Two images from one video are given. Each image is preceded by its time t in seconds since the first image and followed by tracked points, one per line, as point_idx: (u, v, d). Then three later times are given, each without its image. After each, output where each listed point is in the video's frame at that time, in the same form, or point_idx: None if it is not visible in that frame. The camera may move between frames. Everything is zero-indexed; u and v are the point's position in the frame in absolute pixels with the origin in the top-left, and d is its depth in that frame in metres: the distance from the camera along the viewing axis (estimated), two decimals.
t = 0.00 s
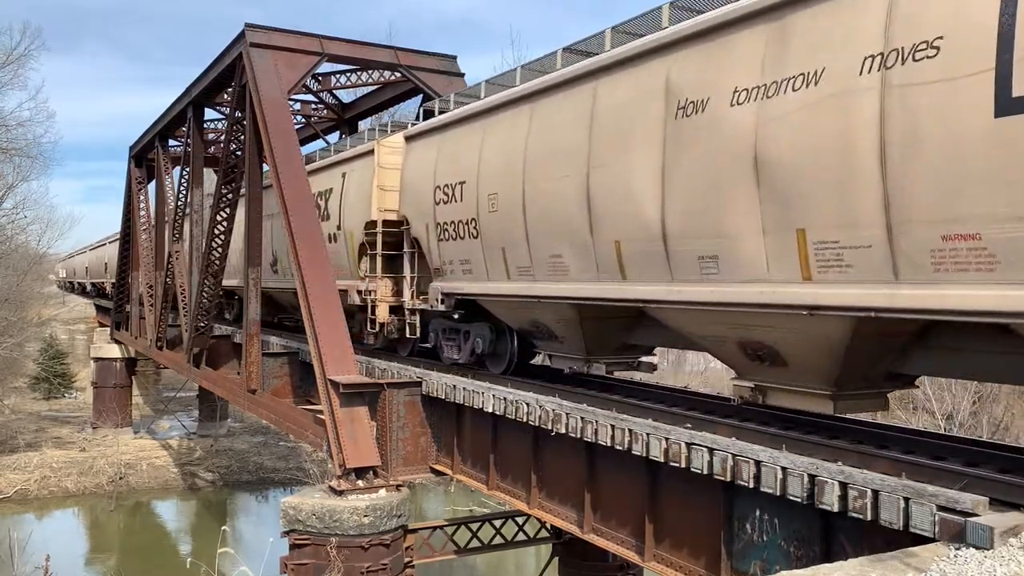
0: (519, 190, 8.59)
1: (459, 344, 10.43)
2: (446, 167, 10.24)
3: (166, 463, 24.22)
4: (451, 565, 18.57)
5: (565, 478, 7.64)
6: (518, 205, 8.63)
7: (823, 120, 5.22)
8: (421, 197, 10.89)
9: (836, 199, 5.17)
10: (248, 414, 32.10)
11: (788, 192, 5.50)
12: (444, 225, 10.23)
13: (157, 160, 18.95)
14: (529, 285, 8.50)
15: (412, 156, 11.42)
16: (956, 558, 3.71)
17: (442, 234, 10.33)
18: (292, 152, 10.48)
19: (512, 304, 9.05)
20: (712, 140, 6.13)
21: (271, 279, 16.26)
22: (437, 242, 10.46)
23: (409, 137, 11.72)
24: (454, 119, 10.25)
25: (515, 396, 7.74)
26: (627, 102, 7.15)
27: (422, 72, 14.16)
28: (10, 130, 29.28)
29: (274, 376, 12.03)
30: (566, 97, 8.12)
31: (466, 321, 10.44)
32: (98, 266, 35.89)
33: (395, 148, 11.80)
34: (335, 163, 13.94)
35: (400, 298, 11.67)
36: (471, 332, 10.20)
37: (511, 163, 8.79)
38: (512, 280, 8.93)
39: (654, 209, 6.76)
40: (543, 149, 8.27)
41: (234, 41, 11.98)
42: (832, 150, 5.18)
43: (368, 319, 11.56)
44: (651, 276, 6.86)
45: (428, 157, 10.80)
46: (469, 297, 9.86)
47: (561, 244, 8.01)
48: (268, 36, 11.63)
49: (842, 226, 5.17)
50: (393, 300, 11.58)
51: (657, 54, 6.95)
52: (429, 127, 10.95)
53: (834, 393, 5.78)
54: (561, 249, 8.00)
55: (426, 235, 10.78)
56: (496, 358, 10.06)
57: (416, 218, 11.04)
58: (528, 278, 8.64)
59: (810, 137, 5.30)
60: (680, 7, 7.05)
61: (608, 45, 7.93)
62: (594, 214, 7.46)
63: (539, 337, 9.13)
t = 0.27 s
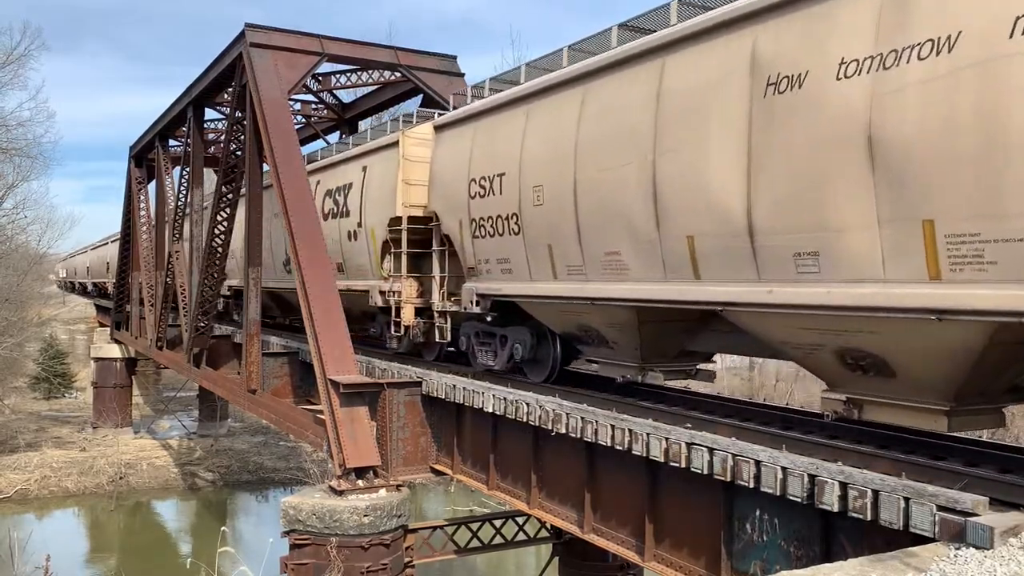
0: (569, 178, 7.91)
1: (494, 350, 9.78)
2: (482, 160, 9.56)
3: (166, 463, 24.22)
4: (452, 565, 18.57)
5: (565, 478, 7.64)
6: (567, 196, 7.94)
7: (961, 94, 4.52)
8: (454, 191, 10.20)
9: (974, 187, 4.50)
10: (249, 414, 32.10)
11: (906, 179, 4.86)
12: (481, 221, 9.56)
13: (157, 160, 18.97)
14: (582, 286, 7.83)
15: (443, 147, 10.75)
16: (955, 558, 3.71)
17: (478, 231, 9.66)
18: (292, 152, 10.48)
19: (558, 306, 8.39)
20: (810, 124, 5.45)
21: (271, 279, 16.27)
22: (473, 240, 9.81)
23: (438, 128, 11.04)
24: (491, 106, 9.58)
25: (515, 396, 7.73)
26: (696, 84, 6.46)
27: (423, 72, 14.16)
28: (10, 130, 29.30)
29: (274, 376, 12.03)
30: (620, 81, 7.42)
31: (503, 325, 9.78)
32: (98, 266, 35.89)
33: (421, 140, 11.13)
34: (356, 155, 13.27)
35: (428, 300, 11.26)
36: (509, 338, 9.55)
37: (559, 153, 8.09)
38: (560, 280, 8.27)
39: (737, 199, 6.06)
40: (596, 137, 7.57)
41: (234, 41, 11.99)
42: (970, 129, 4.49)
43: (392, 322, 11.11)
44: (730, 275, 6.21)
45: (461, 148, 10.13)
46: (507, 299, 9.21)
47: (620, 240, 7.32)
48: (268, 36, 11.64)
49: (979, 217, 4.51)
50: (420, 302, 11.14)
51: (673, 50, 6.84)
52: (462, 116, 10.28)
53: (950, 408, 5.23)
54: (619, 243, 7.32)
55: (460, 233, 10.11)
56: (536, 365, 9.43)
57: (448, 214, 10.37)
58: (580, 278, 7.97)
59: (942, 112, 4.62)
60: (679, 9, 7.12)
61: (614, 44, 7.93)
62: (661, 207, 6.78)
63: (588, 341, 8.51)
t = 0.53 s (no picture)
0: (632, 167, 7.17)
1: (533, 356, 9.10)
2: (524, 150, 8.87)
3: (166, 463, 24.21)
4: (451, 565, 18.57)
5: (565, 479, 7.63)
6: (628, 188, 7.23)
7: None
8: (492, 183, 9.51)
9: None
10: (249, 414, 32.11)
11: None
12: (524, 216, 8.88)
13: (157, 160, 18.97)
14: (645, 287, 7.13)
15: (478, 137, 10.06)
16: (955, 558, 3.71)
17: (520, 227, 8.99)
18: (292, 152, 10.48)
19: (614, 308, 7.74)
20: (938, 101, 4.70)
21: (271, 279, 16.27)
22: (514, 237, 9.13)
23: (472, 117, 10.36)
24: (534, 92, 8.88)
25: (515, 396, 7.73)
26: (785, 62, 5.75)
27: (423, 72, 14.16)
28: (10, 130, 29.29)
29: (274, 376, 12.03)
30: (688, 60, 6.71)
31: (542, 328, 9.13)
32: (98, 266, 35.90)
33: (451, 130, 10.64)
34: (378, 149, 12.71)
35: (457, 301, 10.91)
36: (552, 342, 8.79)
37: (617, 140, 7.38)
38: (618, 279, 7.58)
39: (841, 187, 5.33)
40: (662, 121, 6.86)
41: (234, 41, 11.99)
42: None
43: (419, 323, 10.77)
44: (835, 276, 5.47)
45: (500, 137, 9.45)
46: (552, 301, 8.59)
47: (694, 236, 6.62)
48: (268, 36, 11.63)
49: None
50: (448, 303, 10.81)
51: (698, 43, 6.64)
52: (501, 102, 9.59)
53: None
54: (696, 240, 6.61)
55: (499, 230, 9.45)
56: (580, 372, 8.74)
57: (485, 209, 9.68)
58: (642, 277, 7.27)
59: None
60: (681, 9, 7.12)
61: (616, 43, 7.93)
62: (745, 198, 6.08)
63: (641, 346, 7.90)
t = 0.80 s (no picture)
0: (711, 155, 6.37)
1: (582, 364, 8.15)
2: (574, 137, 8.05)
3: (167, 463, 24.21)
4: (451, 565, 18.58)
5: (565, 479, 7.63)
6: (707, 176, 6.42)
7: None
8: (536, 174, 8.68)
9: None
10: (249, 414, 32.12)
11: None
12: (575, 210, 8.04)
13: (157, 160, 18.96)
14: (726, 289, 6.32)
15: (519, 124, 9.23)
16: (956, 558, 3.71)
17: (569, 222, 8.17)
18: (292, 152, 10.48)
19: (683, 312, 6.90)
20: None
21: (271, 279, 16.29)
22: (562, 233, 8.29)
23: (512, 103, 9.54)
24: (585, 73, 8.07)
25: (515, 396, 7.73)
26: (910, 31, 4.92)
27: (423, 72, 14.16)
28: (10, 130, 29.28)
29: (274, 376, 12.02)
30: (778, 31, 5.93)
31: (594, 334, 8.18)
32: (99, 266, 35.89)
33: (483, 118, 9.72)
34: (405, 139, 11.83)
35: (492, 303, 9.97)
36: (605, 348, 7.88)
37: (691, 123, 6.58)
38: (691, 279, 6.77)
39: (989, 170, 4.52)
40: (748, 100, 6.06)
41: (234, 41, 11.99)
42: None
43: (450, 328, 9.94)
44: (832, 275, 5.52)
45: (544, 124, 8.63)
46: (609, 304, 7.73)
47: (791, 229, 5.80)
48: (268, 36, 11.62)
49: None
50: (482, 305, 9.83)
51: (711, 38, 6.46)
52: (546, 86, 8.76)
53: None
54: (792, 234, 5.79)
55: (545, 226, 8.57)
56: (640, 382, 7.75)
57: (527, 203, 8.86)
58: (721, 276, 6.45)
59: None
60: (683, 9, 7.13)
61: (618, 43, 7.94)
62: (856, 185, 5.28)
63: (716, 353, 7.04)
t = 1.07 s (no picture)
0: (815, 137, 5.57)
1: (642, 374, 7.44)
2: (635, 121, 7.32)
3: (167, 463, 24.21)
4: (451, 565, 18.58)
5: (565, 479, 7.63)
6: (804, 161, 5.67)
7: None
8: (590, 163, 7.96)
9: None
10: (249, 414, 32.13)
11: None
12: (640, 203, 7.30)
13: (157, 160, 18.94)
14: (829, 290, 5.57)
15: (570, 108, 8.47)
16: (956, 558, 3.71)
17: (630, 216, 7.46)
18: (292, 152, 10.48)
19: (768, 316, 6.20)
20: None
21: (272, 279, 16.29)
22: (621, 228, 7.60)
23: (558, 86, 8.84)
24: (647, 50, 7.31)
25: (516, 396, 7.73)
26: None
27: (423, 72, 14.16)
28: (10, 130, 29.26)
29: (274, 376, 12.02)
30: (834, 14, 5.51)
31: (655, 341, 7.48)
32: (98, 266, 35.87)
33: (522, 105, 9.13)
34: (436, 130, 11.12)
35: (534, 305, 9.34)
36: (669, 357, 7.16)
37: (789, 100, 5.78)
38: (783, 279, 6.02)
39: None
40: (855, 75, 5.32)
41: (234, 41, 11.99)
42: None
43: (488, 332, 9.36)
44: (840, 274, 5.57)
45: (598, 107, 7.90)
46: (676, 307, 7.03)
47: (917, 221, 4.99)
48: (269, 36, 11.62)
49: None
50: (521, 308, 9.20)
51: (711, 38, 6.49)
52: (602, 65, 7.99)
53: None
54: (916, 226, 5.00)
55: (602, 219, 7.88)
56: (706, 397, 6.98)
57: (580, 195, 8.16)
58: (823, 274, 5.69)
59: None
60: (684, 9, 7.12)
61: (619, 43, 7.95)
62: (1002, 166, 4.49)
63: (803, 363, 6.37)
